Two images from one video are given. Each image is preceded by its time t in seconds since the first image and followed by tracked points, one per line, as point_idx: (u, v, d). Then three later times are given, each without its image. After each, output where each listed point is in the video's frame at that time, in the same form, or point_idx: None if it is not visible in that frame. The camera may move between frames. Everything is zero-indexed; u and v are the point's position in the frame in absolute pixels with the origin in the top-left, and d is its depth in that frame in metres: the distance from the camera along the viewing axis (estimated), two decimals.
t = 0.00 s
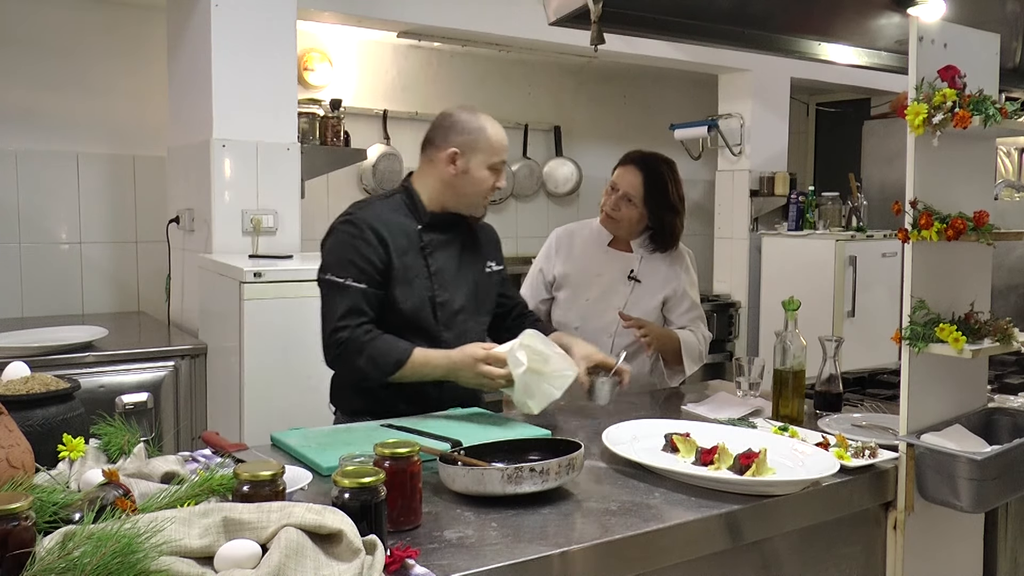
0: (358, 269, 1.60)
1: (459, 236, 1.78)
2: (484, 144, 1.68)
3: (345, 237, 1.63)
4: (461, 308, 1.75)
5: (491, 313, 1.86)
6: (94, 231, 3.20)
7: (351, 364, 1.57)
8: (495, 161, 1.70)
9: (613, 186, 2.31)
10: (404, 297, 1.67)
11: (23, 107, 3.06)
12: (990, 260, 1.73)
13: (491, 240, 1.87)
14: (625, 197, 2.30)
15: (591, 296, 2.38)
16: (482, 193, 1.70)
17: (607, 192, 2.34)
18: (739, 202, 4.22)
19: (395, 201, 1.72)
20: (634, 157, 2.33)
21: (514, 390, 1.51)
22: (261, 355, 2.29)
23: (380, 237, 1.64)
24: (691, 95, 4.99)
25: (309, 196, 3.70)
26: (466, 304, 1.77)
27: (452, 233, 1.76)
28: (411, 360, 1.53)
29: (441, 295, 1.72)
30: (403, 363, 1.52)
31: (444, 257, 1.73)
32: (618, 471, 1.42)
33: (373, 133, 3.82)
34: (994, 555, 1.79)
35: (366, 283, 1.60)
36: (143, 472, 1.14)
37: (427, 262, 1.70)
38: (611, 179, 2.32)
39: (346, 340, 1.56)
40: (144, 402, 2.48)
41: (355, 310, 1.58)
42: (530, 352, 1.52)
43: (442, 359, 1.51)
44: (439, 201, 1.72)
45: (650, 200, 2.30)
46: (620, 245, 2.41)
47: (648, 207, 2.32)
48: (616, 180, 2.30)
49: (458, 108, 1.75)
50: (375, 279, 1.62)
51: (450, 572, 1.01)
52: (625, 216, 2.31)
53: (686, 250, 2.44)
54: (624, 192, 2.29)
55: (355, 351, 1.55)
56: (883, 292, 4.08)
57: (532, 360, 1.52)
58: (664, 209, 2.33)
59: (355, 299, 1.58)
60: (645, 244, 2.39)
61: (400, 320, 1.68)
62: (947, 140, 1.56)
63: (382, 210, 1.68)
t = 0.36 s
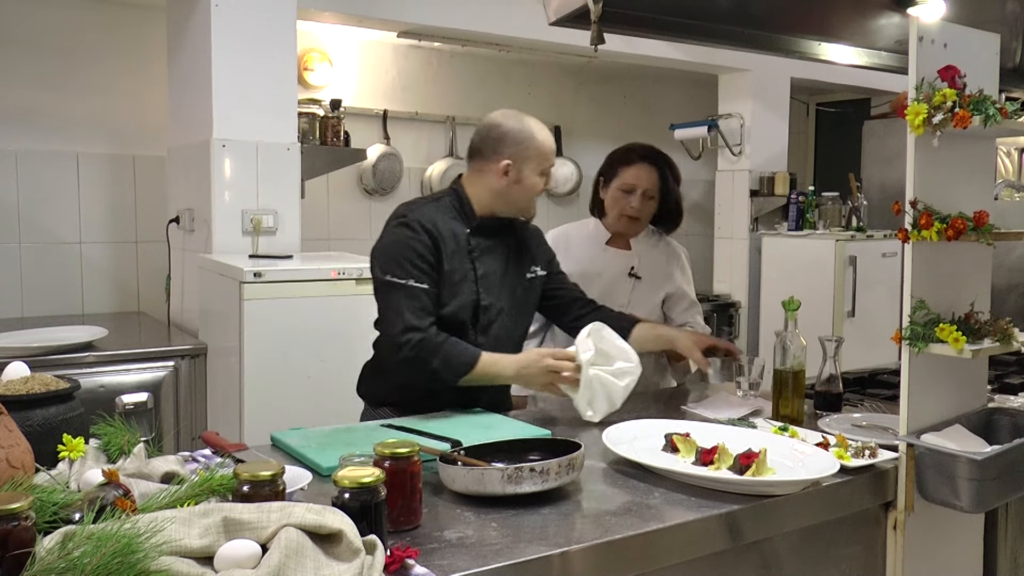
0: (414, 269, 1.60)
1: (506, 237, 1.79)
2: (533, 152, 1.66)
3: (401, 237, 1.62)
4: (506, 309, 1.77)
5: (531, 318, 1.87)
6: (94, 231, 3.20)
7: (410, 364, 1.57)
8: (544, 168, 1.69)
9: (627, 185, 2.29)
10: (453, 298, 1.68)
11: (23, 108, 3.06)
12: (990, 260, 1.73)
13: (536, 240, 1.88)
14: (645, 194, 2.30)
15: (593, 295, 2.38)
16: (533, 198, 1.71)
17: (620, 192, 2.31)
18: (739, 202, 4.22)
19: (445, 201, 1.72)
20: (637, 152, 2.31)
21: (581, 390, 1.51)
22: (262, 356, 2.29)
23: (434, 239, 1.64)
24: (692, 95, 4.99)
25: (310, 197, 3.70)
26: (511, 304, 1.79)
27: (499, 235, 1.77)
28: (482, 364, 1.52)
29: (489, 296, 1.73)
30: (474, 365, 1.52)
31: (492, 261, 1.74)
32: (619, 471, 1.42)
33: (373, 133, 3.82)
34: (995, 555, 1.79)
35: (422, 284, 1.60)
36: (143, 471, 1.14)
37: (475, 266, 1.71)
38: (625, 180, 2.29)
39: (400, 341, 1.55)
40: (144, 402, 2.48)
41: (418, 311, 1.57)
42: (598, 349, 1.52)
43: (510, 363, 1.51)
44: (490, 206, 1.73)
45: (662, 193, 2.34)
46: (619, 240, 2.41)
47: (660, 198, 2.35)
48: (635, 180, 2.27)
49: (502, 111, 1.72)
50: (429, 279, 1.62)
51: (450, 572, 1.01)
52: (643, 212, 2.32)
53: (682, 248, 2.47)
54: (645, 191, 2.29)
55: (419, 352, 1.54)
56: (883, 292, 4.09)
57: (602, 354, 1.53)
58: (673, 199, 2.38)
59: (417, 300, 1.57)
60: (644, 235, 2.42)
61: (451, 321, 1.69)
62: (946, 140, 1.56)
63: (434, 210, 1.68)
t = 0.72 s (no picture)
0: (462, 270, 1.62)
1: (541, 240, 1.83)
2: (580, 157, 1.69)
3: (450, 236, 1.63)
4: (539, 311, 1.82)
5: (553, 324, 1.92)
6: (94, 231, 3.20)
7: (454, 363, 1.60)
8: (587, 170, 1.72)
9: (627, 181, 2.29)
10: (490, 300, 1.71)
11: (23, 108, 3.06)
12: (990, 260, 1.73)
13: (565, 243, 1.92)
14: (644, 186, 2.31)
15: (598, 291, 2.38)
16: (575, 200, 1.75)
17: (620, 188, 2.30)
18: (739, 202, 4.22)
19: (488, 202, 1.73)
20: (627, 147, 2.31)
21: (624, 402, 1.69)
22: (262, 356, 2.29)
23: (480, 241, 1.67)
24: (692, 95, 4.99)
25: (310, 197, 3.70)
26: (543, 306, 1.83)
27: (534, 237, 1.81)
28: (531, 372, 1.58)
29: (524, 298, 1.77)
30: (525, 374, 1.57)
31: (527, 268, 1.78)
32: (619, 471, 1.42)
33: (373, 133, 3.82)
34: (995, 555, 1.79)
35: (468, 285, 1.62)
36: (143, 472, 1.14)
37: (512, 271, 1.75)
38: (625, 176, 2.28)
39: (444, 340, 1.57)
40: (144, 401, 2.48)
41: (467, 313, 1.59)
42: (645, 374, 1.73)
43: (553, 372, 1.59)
44: (534, 210, 1.75)
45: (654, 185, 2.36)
46: (614, 237, 2.43)
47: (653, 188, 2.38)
48: (635, 175, 2.27)
49: (542, 116, 1.74)
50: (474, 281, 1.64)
51: (450, 572, 1.01)
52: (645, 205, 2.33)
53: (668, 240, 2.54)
54: (645, 185, 2.30)
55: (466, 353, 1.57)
56: (883, 292, 4.08)
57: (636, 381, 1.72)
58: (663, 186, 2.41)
59: (465, 301, 1.60)
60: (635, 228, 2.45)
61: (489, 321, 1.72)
62: (946, 140, 1.56)
63: (479, 212, 1.70)
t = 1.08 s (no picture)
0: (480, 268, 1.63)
1: (551, 242, 1.85)
2: (574, 156, 1.67)
3: (466, 234, 1.63)
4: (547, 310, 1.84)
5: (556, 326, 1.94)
6: (93, 231, 3.20)
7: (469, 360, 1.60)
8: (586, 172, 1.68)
9: (620, 175, 2.30)
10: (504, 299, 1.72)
11: (23, 107, 3.06)
12: (990, 260, 1.73)
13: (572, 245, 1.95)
14: (637, 179, 2.32)
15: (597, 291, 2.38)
16: (574, 201, 1.72)
17: (613, 183, 2.30)
18: (739, 202, 4.22)
19: (500, 201, 1.75)
20: (617, 143, 2.33)
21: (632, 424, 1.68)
22: (262, 355, 2.29)
23: (496, 241, 1.68)
24: (692, 95, 4.99)
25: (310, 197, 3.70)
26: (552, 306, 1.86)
27: (544, 238, 1.83)
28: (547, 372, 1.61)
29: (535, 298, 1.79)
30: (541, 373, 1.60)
31: (537, 269, 1.80)
32: (619, 471, 1.42)
33: (373, 133, 3.82)
34: (995, 555, 1.79)
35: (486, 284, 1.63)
36: (143, 472, 1.14)
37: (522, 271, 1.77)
38: (617, 170, 2.29)
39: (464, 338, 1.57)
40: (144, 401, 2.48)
41: (484, 311, 1.60)
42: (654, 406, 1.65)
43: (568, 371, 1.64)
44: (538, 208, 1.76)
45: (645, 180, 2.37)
46: (608, 236, 2.44)
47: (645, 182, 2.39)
48: (627, 168, 2.28)
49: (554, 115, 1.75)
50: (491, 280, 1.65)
51: (450, 572, 1.01)
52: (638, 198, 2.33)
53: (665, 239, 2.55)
54: (637, 178, 2.31)
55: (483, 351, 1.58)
56: (883, 292, 4.08)
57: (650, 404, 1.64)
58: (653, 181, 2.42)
59: (482, 299, 1.60)
60: (628, 225, 2.45)
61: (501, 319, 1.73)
62: (946, 140, 1.56)
63: (493, 211, 1.71)
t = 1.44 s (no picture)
0: (447, 261, 1.65)
1: (539, 238, 1.83)
2: (498, 132, 1.67)
3: (435, 229, 1.66)
4: (534, 307, 1.81)
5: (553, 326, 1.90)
6: (94, 231, 3.20)
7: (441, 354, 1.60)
8: (506, 152, 1.66)
9: (618, 172, 2.32)
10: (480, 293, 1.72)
11: (23, 106, 3.05)
12: (990, 260, 1.73)
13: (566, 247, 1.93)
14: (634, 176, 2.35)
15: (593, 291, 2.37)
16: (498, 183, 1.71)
17: (608, 180, 2.33)
18: (739, 202, 4.22)
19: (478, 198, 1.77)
20: (613, 143, 2.37)
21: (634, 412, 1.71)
22: (262, 355, 2.29)
23: (466, 235, 1.70)
24: (692, 95, 4.99)
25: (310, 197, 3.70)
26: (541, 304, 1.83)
27: (531, 235, 1.82)
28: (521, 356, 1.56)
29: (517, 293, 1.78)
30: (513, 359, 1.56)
31: (520, 265, 1.79)
32: (619, 471, 1.42)
33: (373, 133, 3.82)
34: (994, 556, 1.79)
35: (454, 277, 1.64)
36: (143, 472, 1.14)
37: (501, 266, 1.76)
38: (614, 166, 2.32)
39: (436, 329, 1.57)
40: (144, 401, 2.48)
41: (451, 302, 1.60)
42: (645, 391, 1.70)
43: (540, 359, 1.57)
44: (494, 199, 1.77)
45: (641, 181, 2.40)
46: (604, 236, 2.42)
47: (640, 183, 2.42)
48: (623, 164, 2.32)
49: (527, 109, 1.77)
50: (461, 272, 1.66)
51: (450, 572, 1.01)
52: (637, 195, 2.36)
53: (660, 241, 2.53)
54: (631, 176, 2.34)
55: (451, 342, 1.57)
56: (883, 291, 4.08)
57: (647, 388, 1.70)
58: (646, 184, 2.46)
59: (448, 290, 1.61)
60: (623, 225, 2.44)
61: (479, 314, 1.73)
62: (947, 140, 1.56)
63: (466, 207, 1.73)
